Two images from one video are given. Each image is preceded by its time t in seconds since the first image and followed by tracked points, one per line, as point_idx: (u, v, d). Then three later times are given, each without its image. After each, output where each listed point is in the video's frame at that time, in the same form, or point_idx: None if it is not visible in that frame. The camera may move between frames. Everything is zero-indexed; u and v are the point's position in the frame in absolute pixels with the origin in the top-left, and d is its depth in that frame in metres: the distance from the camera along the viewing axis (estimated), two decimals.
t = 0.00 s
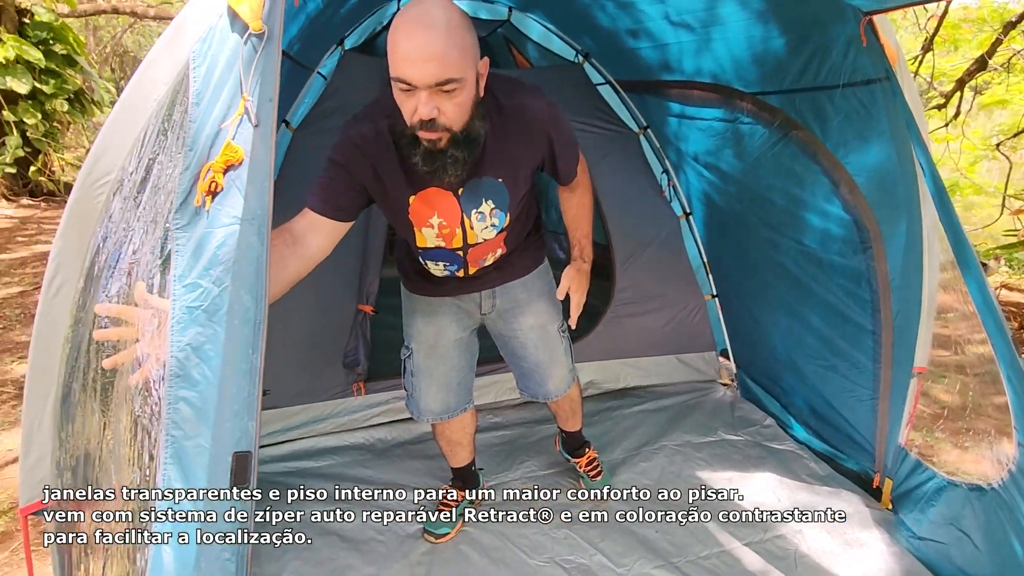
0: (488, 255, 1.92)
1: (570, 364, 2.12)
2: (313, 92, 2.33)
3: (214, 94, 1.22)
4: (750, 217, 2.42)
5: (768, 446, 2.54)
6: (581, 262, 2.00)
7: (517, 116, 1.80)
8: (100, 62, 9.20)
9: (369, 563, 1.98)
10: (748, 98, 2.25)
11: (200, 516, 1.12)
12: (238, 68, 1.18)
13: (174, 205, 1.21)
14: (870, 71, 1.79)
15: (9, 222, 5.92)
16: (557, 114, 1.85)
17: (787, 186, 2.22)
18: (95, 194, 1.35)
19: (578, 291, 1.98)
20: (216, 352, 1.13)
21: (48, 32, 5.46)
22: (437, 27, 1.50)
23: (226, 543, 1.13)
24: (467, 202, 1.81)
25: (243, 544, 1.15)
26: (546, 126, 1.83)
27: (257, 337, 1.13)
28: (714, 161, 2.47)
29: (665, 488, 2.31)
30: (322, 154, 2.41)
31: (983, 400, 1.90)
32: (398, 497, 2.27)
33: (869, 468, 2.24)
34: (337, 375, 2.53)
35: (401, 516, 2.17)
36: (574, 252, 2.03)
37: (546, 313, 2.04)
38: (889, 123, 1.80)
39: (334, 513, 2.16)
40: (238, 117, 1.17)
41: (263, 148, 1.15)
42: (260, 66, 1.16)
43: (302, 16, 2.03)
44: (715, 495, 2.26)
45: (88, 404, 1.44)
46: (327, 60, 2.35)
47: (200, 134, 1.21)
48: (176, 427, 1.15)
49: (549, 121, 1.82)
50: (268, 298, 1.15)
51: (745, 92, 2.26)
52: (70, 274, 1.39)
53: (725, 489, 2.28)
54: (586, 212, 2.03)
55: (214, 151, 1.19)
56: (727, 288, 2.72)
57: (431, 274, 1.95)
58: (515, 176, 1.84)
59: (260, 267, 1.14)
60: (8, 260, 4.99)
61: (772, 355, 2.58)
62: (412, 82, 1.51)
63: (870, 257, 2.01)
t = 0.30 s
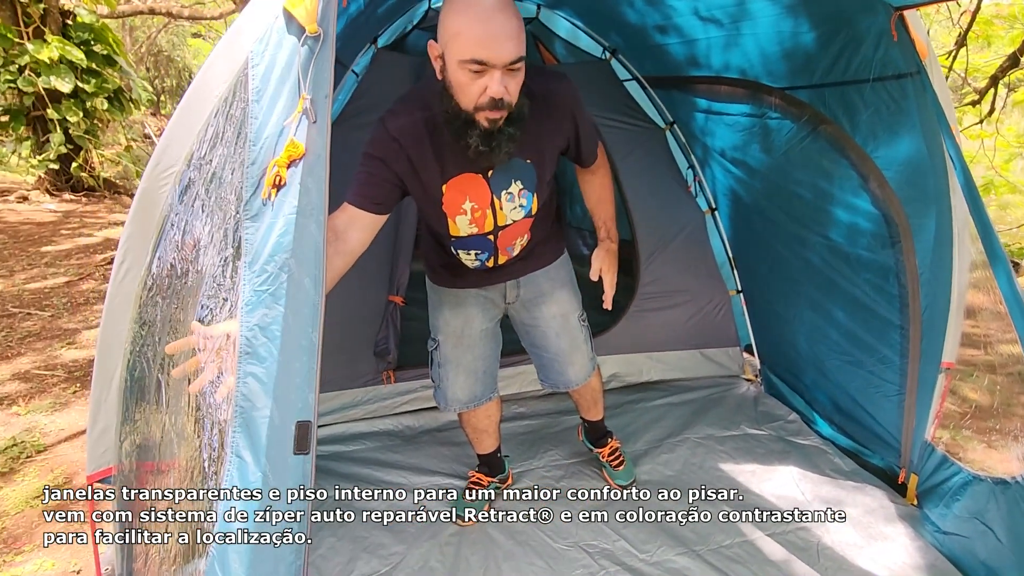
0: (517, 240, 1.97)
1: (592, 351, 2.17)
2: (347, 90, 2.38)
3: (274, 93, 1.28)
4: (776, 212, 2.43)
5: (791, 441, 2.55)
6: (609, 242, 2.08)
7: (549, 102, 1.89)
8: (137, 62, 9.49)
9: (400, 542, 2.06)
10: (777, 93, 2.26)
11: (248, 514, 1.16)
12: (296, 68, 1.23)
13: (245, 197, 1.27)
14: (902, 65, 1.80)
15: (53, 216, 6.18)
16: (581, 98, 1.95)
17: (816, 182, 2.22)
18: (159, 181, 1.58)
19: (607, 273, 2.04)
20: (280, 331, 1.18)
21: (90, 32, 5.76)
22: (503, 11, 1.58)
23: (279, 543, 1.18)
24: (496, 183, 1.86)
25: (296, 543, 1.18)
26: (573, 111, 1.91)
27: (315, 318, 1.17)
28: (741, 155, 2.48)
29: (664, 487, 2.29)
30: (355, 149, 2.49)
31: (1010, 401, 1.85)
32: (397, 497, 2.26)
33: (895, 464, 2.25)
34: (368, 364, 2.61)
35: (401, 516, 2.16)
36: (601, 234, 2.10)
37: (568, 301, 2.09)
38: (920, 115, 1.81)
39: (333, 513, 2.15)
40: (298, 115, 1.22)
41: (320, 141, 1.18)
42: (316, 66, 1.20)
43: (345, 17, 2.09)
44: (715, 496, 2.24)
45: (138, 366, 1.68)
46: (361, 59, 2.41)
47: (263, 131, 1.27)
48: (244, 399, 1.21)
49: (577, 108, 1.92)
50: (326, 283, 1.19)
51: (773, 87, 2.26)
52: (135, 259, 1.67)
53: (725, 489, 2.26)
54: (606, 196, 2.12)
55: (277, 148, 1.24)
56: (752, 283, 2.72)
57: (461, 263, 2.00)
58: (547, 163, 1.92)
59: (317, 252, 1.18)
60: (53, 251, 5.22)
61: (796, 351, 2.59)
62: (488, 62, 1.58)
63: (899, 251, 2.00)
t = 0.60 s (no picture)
0: (517, 235, 1.99)
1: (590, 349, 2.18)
2: (350, 91, 2.40)
3: (279, 94, 1.29)
4: (778, 211, 2.43)
5: (792, 441, 2.55)
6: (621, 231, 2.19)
7: (550, 99, 1.94)
8: (144, 63, 9.54)
9: (400, 539, 2.08)
10: (777, 92, 2.26)
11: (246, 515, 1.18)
12: (300, 70, 1.25)
13: (251, 195, 1.28)
14: (903, 64, 1.80)
15: (60, 216, 6.22)
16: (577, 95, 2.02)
17: (819, 181, 2.22)
18: (165, 182, 1.61)
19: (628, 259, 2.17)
20: (285, 325, 1.19)
21: (97, 33, 5.77)
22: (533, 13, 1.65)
23: (279, 543, 1.19)
24: (497, 174, 1.87)
25: (296, 543, 1.20)
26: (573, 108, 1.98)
27: (317, 313, 1.19)
28: (742, 154, 2.48)
29: (665, 488, 2.29)
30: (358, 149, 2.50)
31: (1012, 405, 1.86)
32: (398, 497, 2.26)
33: (896, 464, 2.24)
34: (371, 362, 2.63)
35: (401, 516, 2.16)
36: (613, 225, 2.20)
37: (566, 300, 2.10)
38: (920, 114, 1.81)
39: (333, 513, 2.15)
40: (302, 115, 1.23)
41: (323, 140, 1.19)
42: (319, 67, 1.21)
43: (348, 20, 2.12)
44: (715, 496, 2.24)
45: (145, 366, 1.69)
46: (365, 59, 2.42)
47: (268, 131, 1.29)
48: (250, 393, 1.22)
49: (573, 107, 1.98)
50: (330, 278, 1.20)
51: (774, 86, 2.27)
52: (141, 257, 1.70)
53: (725, 489, 2.26)
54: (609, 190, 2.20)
55: (282, 148, 1.25)
56: (754, 283, 2.72)
57: (462, 261, 1.99)
58: (547, 162, 1.98)
59: (320, 248, 1.19)
60: (60, 251, 5.26)
61: (798, 350, 2.59)
62: (531, 57, 1.65)
63: (900, 251, 2.00)
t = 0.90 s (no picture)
0: (509, 236, 1.99)
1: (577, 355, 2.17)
2: (338, 94, 2.40)
3: (261, 101, 1.26)
4: (767, 214, 2.42)
5: (783, 445, 2.54)
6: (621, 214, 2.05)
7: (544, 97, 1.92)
8: (134, 65, 9.48)
9: (388, 547, 2.05)
10: (766, 96, 2.26)
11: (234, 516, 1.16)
12: (282, 79, 1.22)
13: (236, 205, 1.24)
14: (889, 68, 1.80)
15: (47, 220, 6.16)
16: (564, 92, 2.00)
17: (808, 186, 2.21)
18: (143, 190, 1.52)
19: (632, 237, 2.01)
20: (270, 335, 1.17)
21: (87, 36, 5.75)
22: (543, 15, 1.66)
23: (278, 542, 1.18)
24: (491, 172, 1.87)
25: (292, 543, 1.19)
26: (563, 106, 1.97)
27: (299, 322, 1.17)
28: (731, 157, 2.47)
29: (665, 488, 2.30)
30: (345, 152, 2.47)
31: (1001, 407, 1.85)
32: (397, 497, 2.27)
33: (886, 468, 2.24)
34: (359, 368, 2.61)
35: (401, 516, 2.17)
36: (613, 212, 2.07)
37: (553, 306, 2.09)
38: (906, 118, 1.80)
39: (334, 514, 2.16)
40: (285, 124, 1.21)
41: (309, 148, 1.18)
42: (301, 76, 1.20)
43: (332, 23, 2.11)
44: (716, 496, 2.26)
45: (129, 373, 1.65)
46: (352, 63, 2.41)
47: (252, 140, 1.25)
48: (237, 404, 1.20)
49: (563, 107, 1.97)
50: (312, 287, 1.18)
51: (763, 90, 2.26)
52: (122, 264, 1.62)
53: (725, 489, 2.27)
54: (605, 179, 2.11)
55: (266, 156, 1.22)
56: (744, 287, 2.71)
57: (452, 261, 1.97)
58: (538, 160, 1.97)
59: (304, 256, 1.17)
60: (47, 255, 5.21)
61: (788, 354, 2.58)
62: (547, 58, 1.69)
63: (889, 254, 2.00)
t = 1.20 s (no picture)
0: (479, 250, 1.95)
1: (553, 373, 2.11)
2: (306, 102, 2.32)
3: (206, 115, 1.20)
4: (742, 224, 2.40)
5: (761, 456, 2.51)
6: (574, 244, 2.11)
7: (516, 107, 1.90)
8: (105, 68, 9.26)
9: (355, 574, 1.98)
10: (739, 106, 2.24)
11: (172, 517, 1.11)
12: (229, 90, 1.16)
13: (179, 226, 1.19)
14: (859, 79, 1.80)
15: (12, 228, 5.95)
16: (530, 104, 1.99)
17: (781, 195, 2.19)
18: (79, 208, 1.51)
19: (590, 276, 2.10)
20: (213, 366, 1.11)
21: (53, 39, 5.65)
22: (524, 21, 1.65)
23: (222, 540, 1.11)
24: (464, 183, 1.83)
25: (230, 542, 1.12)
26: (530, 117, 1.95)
27: (241, 353, 1.08)
28: (706, 166, 2.45)
29: (664, 487, 2.35)
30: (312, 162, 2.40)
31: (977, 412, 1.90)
32: (397, 497, 2.30)
33: (861, 479, 2.22)
34: (329, 384, 2.52)
35: (401, 516, 2.19)
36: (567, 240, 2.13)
37: (525, 322, 2.05)
38: (877, 129, 1.80)
39: (334, 513, 2.18)
40: (231, 139, 1.15)
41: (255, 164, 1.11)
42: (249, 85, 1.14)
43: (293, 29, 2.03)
44: (716, 497, 2.29)
45: (66, 404, 1.57)
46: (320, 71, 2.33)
47: (196, 156, 1.19)
48: (176, 441, 1.14)
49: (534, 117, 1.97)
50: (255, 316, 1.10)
51: (735, 100, 2.24)
52: (55, 287, 1.60)
53: (726, 491, 2.31)
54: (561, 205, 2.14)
55: (212, 174, 1.16)
56: (721, 297, 2.68)
57: (420, 276, 1.91)
58: (508, 170, 1.94)
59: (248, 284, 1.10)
60: (8, 265, 5.02)
61: (765, 365, 2.56)
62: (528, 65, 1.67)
63: (862, 265, 1.98)
